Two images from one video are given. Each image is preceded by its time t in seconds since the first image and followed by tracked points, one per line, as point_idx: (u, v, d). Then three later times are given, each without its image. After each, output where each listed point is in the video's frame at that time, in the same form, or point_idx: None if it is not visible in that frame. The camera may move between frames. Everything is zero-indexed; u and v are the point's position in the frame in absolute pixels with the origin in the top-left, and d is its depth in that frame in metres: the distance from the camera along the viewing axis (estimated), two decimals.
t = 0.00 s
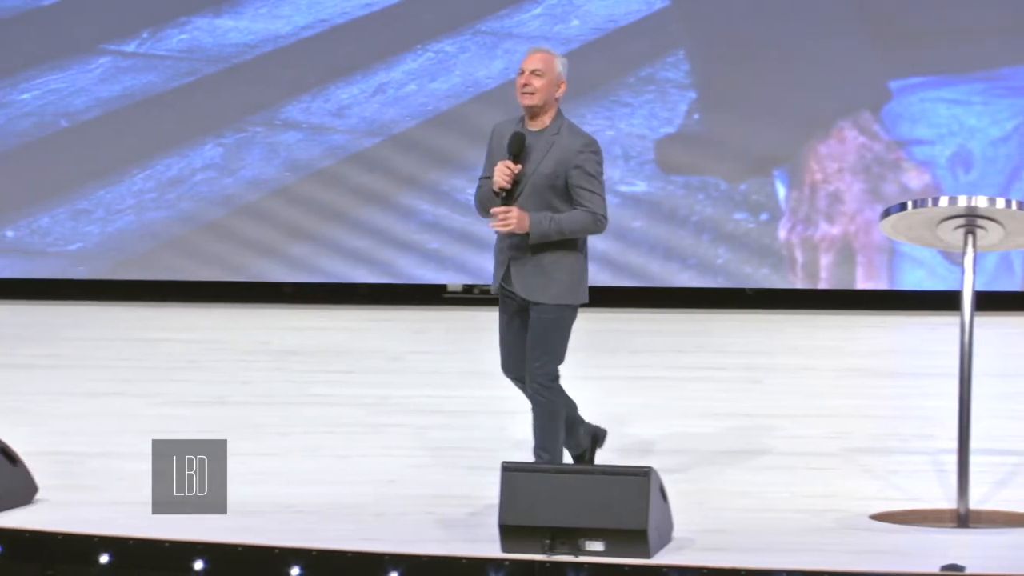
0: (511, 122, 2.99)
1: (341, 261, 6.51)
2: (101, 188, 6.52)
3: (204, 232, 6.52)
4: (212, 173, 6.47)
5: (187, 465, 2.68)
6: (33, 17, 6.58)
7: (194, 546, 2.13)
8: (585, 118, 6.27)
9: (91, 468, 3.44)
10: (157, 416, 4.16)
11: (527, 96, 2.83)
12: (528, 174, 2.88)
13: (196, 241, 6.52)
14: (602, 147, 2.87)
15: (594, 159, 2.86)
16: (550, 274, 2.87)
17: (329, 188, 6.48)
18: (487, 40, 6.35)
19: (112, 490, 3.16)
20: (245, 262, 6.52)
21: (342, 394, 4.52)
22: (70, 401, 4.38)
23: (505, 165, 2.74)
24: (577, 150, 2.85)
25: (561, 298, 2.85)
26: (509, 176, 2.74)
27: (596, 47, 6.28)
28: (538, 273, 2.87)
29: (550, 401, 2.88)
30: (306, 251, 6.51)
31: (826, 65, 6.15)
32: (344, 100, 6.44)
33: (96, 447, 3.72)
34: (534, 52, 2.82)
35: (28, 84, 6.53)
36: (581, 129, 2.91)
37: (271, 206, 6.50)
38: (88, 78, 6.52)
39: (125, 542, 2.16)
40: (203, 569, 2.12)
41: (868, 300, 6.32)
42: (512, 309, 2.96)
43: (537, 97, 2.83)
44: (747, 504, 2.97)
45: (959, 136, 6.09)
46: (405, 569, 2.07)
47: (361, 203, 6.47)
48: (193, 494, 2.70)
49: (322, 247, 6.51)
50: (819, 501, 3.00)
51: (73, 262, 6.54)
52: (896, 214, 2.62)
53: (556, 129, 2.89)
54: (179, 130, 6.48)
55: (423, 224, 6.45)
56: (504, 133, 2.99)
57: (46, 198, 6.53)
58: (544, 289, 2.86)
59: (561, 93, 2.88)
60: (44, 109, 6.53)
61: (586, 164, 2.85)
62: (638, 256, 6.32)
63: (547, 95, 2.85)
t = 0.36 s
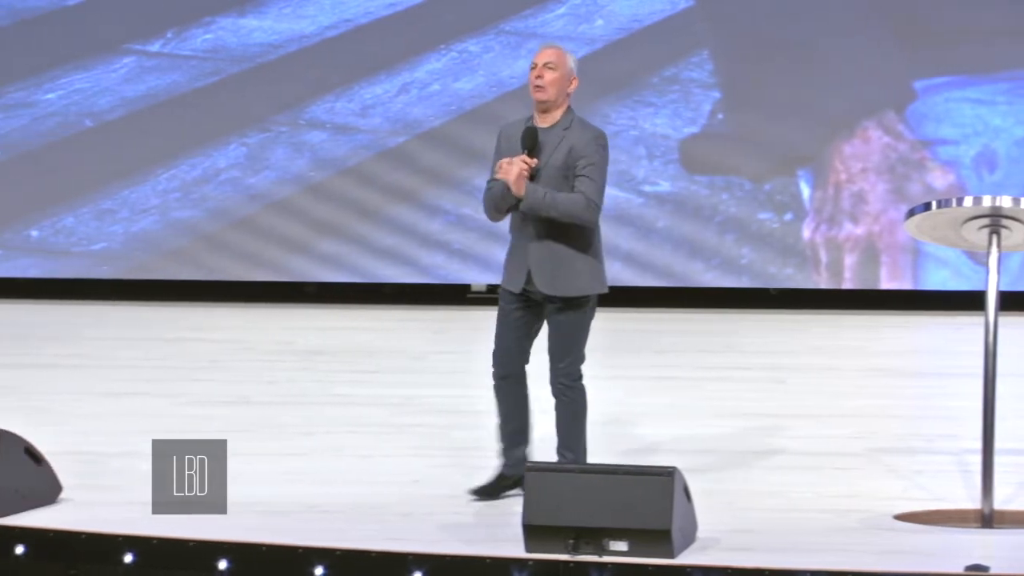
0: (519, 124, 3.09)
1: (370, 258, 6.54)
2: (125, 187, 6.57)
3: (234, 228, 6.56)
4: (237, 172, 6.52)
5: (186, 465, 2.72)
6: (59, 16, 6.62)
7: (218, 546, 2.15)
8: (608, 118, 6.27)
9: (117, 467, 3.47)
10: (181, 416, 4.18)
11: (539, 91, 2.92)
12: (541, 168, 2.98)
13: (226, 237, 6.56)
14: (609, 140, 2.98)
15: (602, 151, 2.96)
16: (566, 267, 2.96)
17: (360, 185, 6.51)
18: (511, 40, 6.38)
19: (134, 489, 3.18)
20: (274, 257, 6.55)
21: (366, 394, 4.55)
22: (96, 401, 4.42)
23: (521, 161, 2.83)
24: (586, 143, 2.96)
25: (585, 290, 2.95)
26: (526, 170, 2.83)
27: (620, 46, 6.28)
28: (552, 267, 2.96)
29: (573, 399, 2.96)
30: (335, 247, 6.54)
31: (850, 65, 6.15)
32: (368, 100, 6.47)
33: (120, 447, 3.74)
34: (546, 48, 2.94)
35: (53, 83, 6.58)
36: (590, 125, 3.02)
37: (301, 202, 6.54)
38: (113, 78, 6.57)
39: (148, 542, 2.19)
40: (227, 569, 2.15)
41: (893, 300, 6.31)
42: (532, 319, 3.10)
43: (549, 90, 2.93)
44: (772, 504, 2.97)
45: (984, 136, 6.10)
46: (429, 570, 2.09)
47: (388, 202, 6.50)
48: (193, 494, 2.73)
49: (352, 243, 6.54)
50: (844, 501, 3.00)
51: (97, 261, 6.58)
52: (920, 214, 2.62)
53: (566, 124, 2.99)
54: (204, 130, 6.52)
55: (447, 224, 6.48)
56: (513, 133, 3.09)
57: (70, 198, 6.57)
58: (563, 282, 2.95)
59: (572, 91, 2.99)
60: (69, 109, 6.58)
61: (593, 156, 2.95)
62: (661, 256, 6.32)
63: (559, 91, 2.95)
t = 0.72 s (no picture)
0: (507, 132, 2.95)
1: (391, 257, 6.58)
2: (147, 187, 6.63)
3: (257, 228, 6.61)
4: (258, 173, 6.56)
5: (187, 464, 2.81)
6: (81, 17, 6.66)
7: (239, 545, 2.17)
8: (629, 118, 6.28)
9: (139, 466, 3.51)
10: (202, 416, 4.22)
11: (524, 99, 2.80)
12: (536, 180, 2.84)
13: (249, 236, 6.61)
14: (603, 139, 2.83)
15: (598, 154, 2.81)
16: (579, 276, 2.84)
17: (381, 184, 6.55)
18: (533, 40, 6.38)
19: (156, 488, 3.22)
20: (297, 257, 6.60)
21: (387, 394, 4.58)
22: (119, 400, 4.47)
23: (512, 172, 2.76)
24: (581, 148, 2.80)
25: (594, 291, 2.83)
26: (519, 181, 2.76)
27: (641, 46, 6.28)
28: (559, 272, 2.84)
29: (588, 400, 2.83)
30: (356, 246, 6.59)
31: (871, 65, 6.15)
32: (390, 100, 6.50)
33: (143, 446, 3.78)
34: (527, 53, 2.80)
35: (74, 84, 6.62)
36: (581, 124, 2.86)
37: (323, 202, 6.58)
38: (135, 79, 6.61)
39: (171, 542, 2.20)
40: (249, 568, 2.16)
41: (915, 300, 6.29)
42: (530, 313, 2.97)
43: (536, 98, 2.80)
44: (793, 504, 2.98)
45: (1005, 136, 6.10)
46: (451, 569, 2.10)
47: (410, 202, 6.54)
48: (193, 494, 2.80)
49: (374, 242, 6.59)
50: (864, 501, 3.00)
51: (120, 261, 6.66)
52: (943, 214, 2.61)
53: (557, 128, 2.84)
54: (226, 130, 6.57)
55: (468, 224, 6.52)
56: (505, 141, 2.95)
57: (94, 199, 6.64)
58: (572, 286, 2.83)
59: (558, 93, 2.85)
60: (91, 109, 6.63)
61: (590, 160, 2.79)
62: (681, 257, 6.33)
63: (546, 96, 2.82)
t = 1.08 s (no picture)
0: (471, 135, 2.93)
1: (405, 256, 6.59)
2: (159, 186, 6.66)
3: (271, 226, 6.63)
4: (269, 172, 6.59)
5: (185, 463, 2.77)
6: (93, 17, 6.69)
7: (250, 545, 2.14)
8: (640, 118, 6.29)
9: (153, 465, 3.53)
10: (214, 415, 4.24)
11: (486, 102, 2.78)
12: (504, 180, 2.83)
13: (263, 234, 6.63)
14: (568, 138, 2.84)
15: (565, 154, 2.82)
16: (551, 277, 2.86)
17: (396, 183, 6.57)
18: (544, 40, 6.36)
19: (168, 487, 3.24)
20: (310, 255, 6.62)
21: (398, 394, 4.60)
22: (131, 400, 4.49)
23: (484, 174, 2.76)
24: (547, 148, 2.81)
25: (568, 291, 2.87)
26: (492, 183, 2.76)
27: (653, 47, 6.27)
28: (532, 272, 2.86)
29: (581, 398, 2.90)
30: (370, 245, 6.61)
31: (882, 64, 6.14)
32: (401, 100, 6.51)
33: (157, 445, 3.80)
34: (484, 58, 2.78)
35: (86, 83, 6.66)
36: (544, 124, 2.86)
37: (337, 200, 6.61)
38: (146, 78, 6.64)
39: (183, 541, 2.16)
40: (259, 568, 2.13)
41: (927, 301, 6.27)
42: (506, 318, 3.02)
43: (497, 100, 2.78)
44: (804, 504, 2.98)
45: (1017, 136, 6.08)
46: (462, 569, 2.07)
47: (422, 201, 6.55)
48: (193, 494, 2.78)
49: (387, 241, 6.60)
50: (875, 501, 3.00)
51: (132, 261, 6.69)
52: (953, 214, 2.60)
53: (521, 129, 2.84)
54: (238, 130, 6.60)
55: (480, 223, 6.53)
56: (468, 145, 2.94)
57: (106, 199, 6.68)
58: (545, 285, 2.85)
59: (519, 94, 2.84)
60: (102, 109, 6.66)
61: (557, 158, 2.80)
62: (693, 257, 6.34)
63: (507, 97, 2.81)
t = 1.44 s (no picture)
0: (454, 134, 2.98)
1: (420, 256, 6.63)
2: (173, 187, 6.69)
3: (285, 225, 6.66)
4: (283, 172, 6.62)
5: (185, 462, 2.73)
6: (108, 17, 6.73)
7: (265, 545, 2.11)
8: (654, 117, 6.29)
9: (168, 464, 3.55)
10: (228, 415, 4.26)
11: (468, 101, 2.82)
12: (487, 177, 2.87)
13: (277, 233, 6.66)
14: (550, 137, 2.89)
15: (547, 152, 2.87)
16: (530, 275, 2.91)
17: (409, 183, 6.59)
18: (558, 40, 6.36)
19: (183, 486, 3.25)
20: (324, 254, 6.65)
21: (412, 394, 4.61)
22: (146, 401, 4.52)
23: (467, 172, 2.78)
24: (530, 146, 2.86)
25: (551, 288, 2.92)
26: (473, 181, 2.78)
27: (667, 46, 6.27)
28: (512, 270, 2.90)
29: (572, 395, 2.94)
30: (384, 245, 6.62)
31: (896, 63, 6.13)
32: (414, 100, 6.53)
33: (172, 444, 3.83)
34: (466, 56, 2.82)
35: (100, 83, 6.70)
36: (527, 124, 2.91)
37: (351, 200, 6.63)
38: (160, 78, 6.67)
39: (197, 541, 2.13)
40: (274, 569, 2.11)
41: (940, 301, 6.28)
42: (496, 322, 3.00)
43: (478, 99, 2.82)
44: (818, 504, 2.98)
45: None
46: (475, 569, 2.06)
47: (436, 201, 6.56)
48: (193, 494, 2.75)
49: (401, 241, 6.63)
50: (890, 501, 3.01)
51: (146, 261, 6.73)
52: (969, 215, 2.58)
53: (503, 128, 2.89)
54: (252, 131, 6.63)
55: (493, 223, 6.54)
56: (448, 145, 3.00)
57: (120, 199, 6.72)
58: (527, 283, 2.91)
59: (500, 93, 2.89)
60: (116, 109, 6.70)
61: (540, 157, 2.85)
62: (706, 257, 6.34)
63: (488, 97, 2.85)
